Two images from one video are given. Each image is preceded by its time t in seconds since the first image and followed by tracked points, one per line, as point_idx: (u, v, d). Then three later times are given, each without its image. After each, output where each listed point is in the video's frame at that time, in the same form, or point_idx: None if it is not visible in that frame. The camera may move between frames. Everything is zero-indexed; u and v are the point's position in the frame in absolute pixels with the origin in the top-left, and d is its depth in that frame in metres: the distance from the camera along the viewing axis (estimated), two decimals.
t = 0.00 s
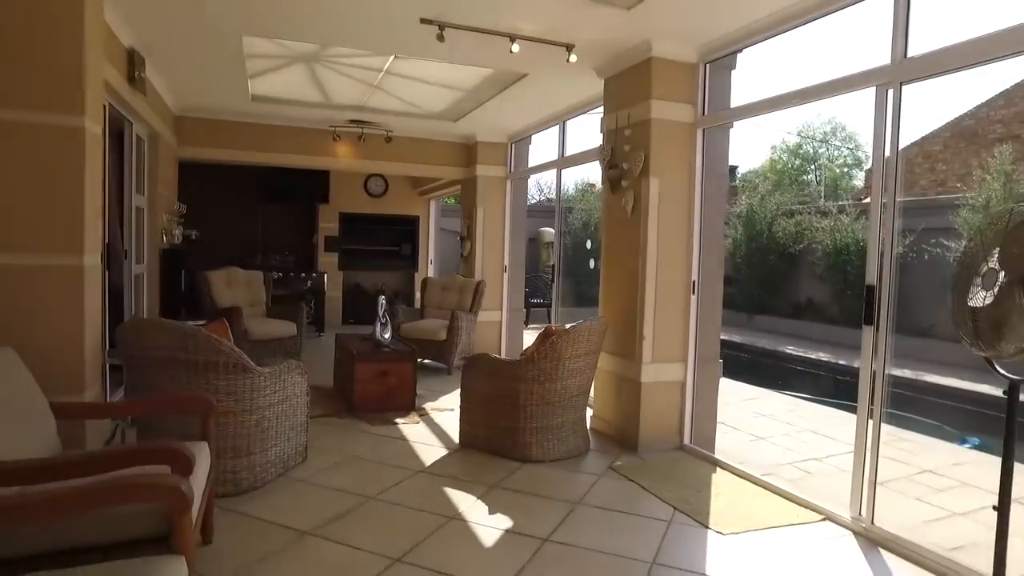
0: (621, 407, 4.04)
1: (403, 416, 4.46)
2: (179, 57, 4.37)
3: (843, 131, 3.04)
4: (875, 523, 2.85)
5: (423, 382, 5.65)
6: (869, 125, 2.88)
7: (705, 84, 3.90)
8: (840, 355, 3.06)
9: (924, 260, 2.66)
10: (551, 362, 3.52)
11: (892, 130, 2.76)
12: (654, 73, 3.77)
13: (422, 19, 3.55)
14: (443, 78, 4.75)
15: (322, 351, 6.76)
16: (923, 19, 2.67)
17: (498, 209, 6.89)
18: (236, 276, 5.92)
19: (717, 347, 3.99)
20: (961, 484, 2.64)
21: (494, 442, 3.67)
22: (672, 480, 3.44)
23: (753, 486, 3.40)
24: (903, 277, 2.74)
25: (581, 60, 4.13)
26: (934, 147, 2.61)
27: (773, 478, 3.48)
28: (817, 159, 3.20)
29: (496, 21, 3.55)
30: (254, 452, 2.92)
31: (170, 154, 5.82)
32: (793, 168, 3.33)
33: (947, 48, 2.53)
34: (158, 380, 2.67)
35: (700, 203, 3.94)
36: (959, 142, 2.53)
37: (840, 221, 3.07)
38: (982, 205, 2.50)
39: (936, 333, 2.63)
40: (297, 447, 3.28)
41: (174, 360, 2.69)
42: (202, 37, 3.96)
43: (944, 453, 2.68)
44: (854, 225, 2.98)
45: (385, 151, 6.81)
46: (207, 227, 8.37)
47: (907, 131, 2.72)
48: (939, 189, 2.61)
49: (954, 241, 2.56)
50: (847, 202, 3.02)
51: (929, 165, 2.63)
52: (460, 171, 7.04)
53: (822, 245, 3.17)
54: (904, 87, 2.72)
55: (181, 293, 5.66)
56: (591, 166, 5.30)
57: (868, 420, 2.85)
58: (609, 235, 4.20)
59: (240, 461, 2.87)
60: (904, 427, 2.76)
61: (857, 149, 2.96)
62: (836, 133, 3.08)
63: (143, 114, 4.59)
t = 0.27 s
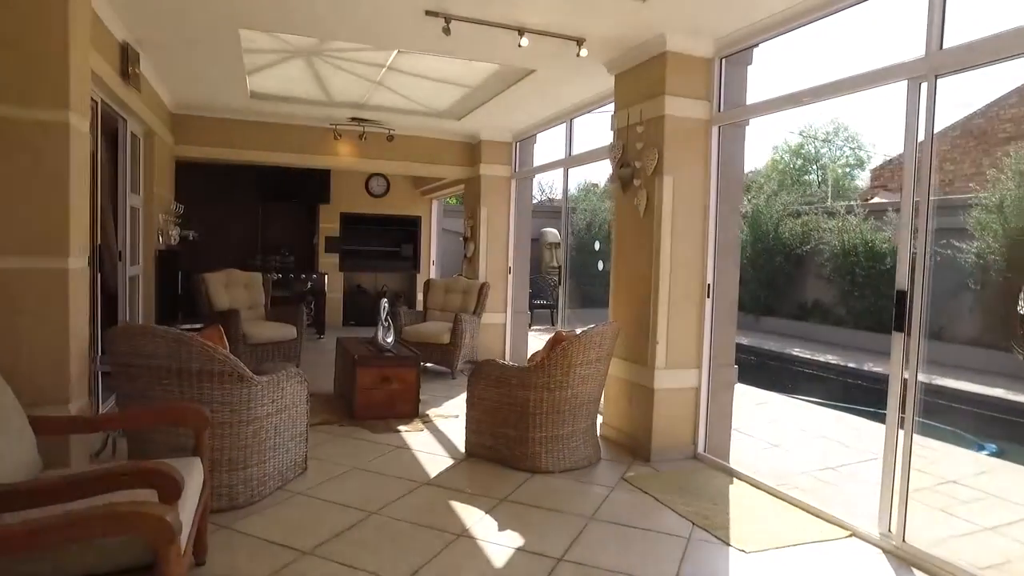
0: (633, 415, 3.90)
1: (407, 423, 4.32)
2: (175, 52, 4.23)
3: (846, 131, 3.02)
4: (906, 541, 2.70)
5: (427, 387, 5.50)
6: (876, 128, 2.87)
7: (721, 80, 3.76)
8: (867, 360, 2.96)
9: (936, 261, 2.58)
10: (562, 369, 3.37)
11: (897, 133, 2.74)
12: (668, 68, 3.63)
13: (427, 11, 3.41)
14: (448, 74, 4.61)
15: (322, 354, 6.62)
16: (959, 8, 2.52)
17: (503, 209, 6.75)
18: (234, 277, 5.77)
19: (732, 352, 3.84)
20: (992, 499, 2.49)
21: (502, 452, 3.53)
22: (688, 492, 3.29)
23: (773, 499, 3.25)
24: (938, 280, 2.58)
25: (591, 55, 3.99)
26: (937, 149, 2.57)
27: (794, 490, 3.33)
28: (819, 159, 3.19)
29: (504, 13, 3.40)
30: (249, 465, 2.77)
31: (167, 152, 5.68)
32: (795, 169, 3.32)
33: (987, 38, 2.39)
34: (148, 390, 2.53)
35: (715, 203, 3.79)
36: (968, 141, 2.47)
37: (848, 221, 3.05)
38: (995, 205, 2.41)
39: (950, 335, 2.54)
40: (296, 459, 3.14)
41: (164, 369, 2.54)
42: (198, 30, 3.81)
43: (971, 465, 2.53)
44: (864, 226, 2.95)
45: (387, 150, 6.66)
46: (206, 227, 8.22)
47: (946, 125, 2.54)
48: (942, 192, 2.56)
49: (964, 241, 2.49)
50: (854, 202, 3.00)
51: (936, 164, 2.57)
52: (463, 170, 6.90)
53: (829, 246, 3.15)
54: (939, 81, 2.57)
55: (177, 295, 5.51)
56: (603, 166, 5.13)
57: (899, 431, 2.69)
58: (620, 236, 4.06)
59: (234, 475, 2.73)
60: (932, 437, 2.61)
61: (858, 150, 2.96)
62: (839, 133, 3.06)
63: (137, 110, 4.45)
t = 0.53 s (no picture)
0: (640, 419, 3.79)
1: (407, 426, 4.21)
2: (169, 45, 4.11)
3: (846, 131, 3.00)
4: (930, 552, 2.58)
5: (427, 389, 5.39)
6: (874, 127, 2.86)
7: (731, 74, 3.65)
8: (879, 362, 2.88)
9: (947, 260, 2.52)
10: (568, 372, 3.25)
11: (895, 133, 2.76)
12: (677, 61, 3.51)
13: (429, 2, 3.30)
14: (449, 69, 4.50)
15: (321, 355, 6.50)
16: None
17: (505, 207, 6.64)
18: (231, 277, 5.66)
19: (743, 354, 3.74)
20: None
21: (505, 457, 3.42)
22: (699, 500, 3.18)
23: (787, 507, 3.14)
24: (961, 280, 2.47)
25: (597, 48, 3.88)
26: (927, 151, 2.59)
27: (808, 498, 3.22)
28: (819, 159, 3.17)
29: (508, 4, 3.29)
30: (243, 472, 2.66)
31: (162, 149, 5.57)
32: (795, 169, 3.31)
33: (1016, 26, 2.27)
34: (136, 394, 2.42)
35: (725, 201, 3.68)
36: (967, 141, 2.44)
37: (853, 221, 3.01)
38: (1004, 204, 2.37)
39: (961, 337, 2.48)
40: (293, 464, 3.03)
41: (154, 373, 2.43)
42: (192, 22, 3.70)
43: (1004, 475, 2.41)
44: (870, 226, 2.92)
45: (387, 148, 6.54)
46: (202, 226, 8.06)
47: (973, 118, 2.43)
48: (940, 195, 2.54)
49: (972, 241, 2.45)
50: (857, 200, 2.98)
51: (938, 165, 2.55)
52: (464, 169, 6.79)
53: (834, 245, 3.10)
54: (965, 72, 2.45)
55: (172, 295, 5.39)
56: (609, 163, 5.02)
57: (922, 436, 2.58)
58: (626, 235, 3.95)
59: (228, 482, 2.61)
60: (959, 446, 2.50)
61: (858, 150, 2.94)
62: (839, 133, 3.04)
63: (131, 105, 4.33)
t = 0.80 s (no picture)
0: (650, 427, 3.63)
1: (406, 434, 4.05)
2: (159, 38, 3.96)
3: (847, 131, 3.00)
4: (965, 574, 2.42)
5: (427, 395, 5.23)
6: (874, 126, 2.86)
7: (744, 68, 3.49)
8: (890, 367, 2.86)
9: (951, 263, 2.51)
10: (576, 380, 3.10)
11: (895, 133, 2.77)
12: (689, 54, 3.36)
13: None
14: (450, 63, 4.34)
15: (318, 359, 6.34)
16: None
17: (506, 207, 6.48)
18: (225, 279, 5.50)
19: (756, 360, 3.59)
20: None
21: (510, 469, 3.26)
22: (713, 514, 3.02)
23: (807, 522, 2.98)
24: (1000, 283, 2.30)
25: (604, 41, 3.73)
26: (928, 152, 2.59)
27: (829, 512, 3.06)
28: (820, 160, 3.18)
29: None
30: (232, 488, 2.50)
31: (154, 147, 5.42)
32: (798, 168, 3.29)
33: None
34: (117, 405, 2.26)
35: (739, 200, 3.53)
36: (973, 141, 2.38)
37: (859, 221, 2.99)
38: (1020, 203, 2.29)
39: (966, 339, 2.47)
40: (285, 477, 2.87)
41: (135, 383, 2.27)
42: (182, 13, 3.54)
43: None
44: (875, 227, 2.92)
45: (386, 146, 6.37)
46: (198, 228, 7.94)
47: (1016, 107, 2.27)
48: (943, 196, 2.54)
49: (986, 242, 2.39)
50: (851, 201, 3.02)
51: (944, 166, 2.51)
52: (465, 168, 6.64)
53: (839, 246, 3.09)
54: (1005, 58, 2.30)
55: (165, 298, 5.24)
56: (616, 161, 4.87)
57: (955, 450, 2.41)
58: (634, 235, 3.80)
59: (215, 498, 2.46)
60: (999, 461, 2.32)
61: (859, 151, 2.95)
62: (840, 133, 3.04)
63: (120, 101, 4.17)
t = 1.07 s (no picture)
0: (661, 437, 3.49)
1: (407, 443, 3.91)
2: (150, 32, 3.82)
3: (849, 131, 2.93)
4: None
5: (428, 400, 5.09)
6: (874, 128, 2.80)
7: (759, 63, 3.35)
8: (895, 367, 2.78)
9: (963, 264, 2.45)
10: (585, 389, 2.96)
11: (894, 135, 2.72)
12: (702, 48, 3.22)
13: None
14: (452, 58, 4.20)
15: (317, 363, 6.21)
16: None
17: (510, 207, 6.34)
18: (221, 281, 5.36)
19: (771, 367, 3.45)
20: None
21: (515, 480, 3.12)
22: (729, 529, 2.88)
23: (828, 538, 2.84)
24: None
25: (612, 35, 3.59)
26: (935, 151, 2.53)
27: (849, 526, 2.92)
28: (822, 160, 3.11)
29: None
30: (222, 504, 2.36)
31: (148, 147, 5.29)
32: (800, 169, 3.23)
33: None
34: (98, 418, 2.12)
35: (753, 200, 3.39)
36: (990, 138, 2.32)
37: (867, 221, 2.88)
38: None
39: (974, 341, 2.40)
40: (280, 491, 2.73)
41: (118, 395, 2.12)
42: (172, 5, 3.40)
43: None
44: (883, 227, 2.79)
45: (387, 145, 6.23)
46: (196, 230, 7.87)
47: None
48: (950, 197, 2.49)
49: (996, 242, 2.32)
50: (853, 200, 2.94)
51: (958, 166, 2.45)
52: (467, 167, 6.50)
53: (846, 247, 2.99)
54: None
55: (159, 301, 5.10)
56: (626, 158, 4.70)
57: (993, 464, 2.27)
58: (644, 237, 3.66)
59: (204, 516, 2.32)
60: None
61: (861, 151, 2.88)
62: (842, 134, 2.97)
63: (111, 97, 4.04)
